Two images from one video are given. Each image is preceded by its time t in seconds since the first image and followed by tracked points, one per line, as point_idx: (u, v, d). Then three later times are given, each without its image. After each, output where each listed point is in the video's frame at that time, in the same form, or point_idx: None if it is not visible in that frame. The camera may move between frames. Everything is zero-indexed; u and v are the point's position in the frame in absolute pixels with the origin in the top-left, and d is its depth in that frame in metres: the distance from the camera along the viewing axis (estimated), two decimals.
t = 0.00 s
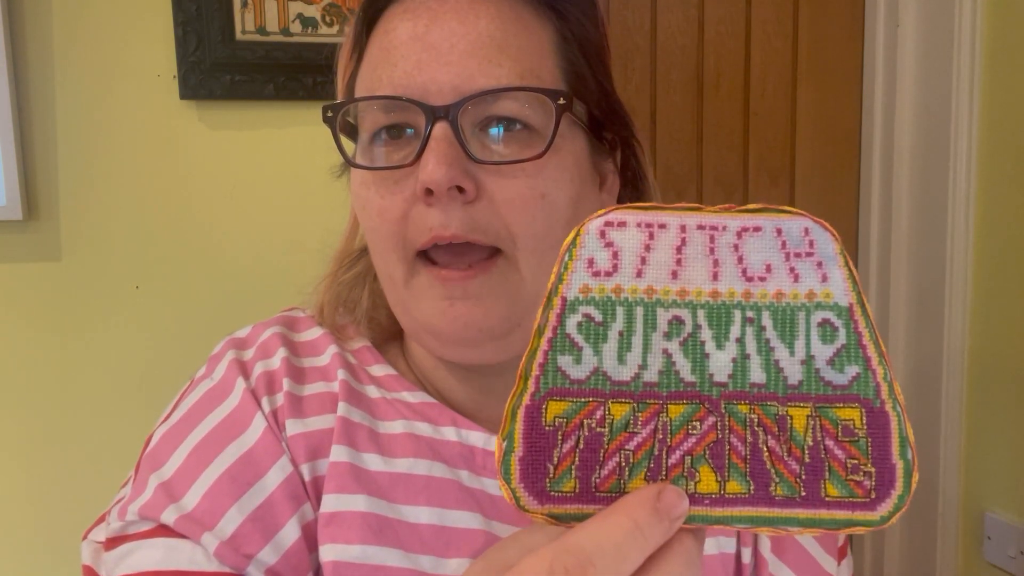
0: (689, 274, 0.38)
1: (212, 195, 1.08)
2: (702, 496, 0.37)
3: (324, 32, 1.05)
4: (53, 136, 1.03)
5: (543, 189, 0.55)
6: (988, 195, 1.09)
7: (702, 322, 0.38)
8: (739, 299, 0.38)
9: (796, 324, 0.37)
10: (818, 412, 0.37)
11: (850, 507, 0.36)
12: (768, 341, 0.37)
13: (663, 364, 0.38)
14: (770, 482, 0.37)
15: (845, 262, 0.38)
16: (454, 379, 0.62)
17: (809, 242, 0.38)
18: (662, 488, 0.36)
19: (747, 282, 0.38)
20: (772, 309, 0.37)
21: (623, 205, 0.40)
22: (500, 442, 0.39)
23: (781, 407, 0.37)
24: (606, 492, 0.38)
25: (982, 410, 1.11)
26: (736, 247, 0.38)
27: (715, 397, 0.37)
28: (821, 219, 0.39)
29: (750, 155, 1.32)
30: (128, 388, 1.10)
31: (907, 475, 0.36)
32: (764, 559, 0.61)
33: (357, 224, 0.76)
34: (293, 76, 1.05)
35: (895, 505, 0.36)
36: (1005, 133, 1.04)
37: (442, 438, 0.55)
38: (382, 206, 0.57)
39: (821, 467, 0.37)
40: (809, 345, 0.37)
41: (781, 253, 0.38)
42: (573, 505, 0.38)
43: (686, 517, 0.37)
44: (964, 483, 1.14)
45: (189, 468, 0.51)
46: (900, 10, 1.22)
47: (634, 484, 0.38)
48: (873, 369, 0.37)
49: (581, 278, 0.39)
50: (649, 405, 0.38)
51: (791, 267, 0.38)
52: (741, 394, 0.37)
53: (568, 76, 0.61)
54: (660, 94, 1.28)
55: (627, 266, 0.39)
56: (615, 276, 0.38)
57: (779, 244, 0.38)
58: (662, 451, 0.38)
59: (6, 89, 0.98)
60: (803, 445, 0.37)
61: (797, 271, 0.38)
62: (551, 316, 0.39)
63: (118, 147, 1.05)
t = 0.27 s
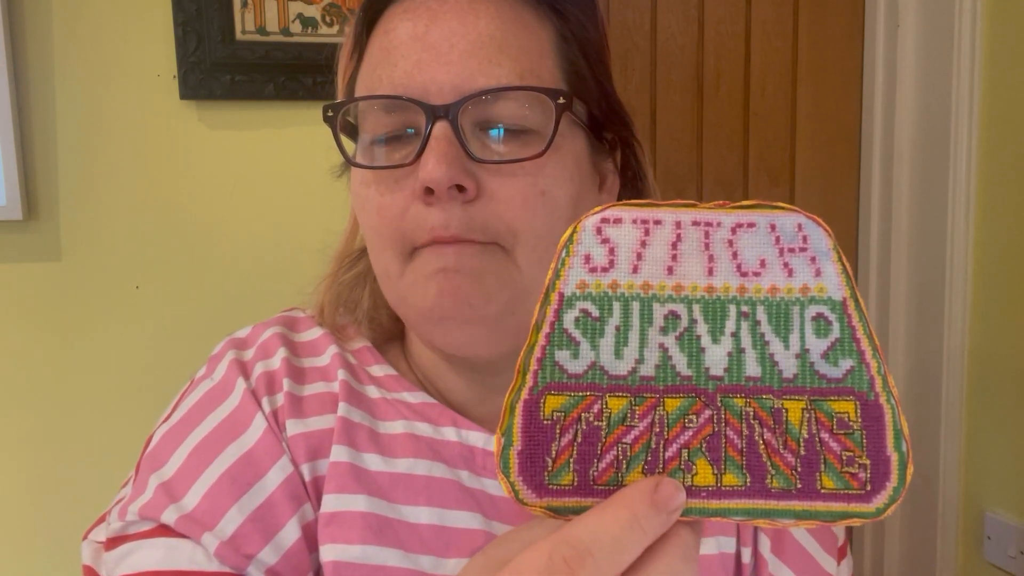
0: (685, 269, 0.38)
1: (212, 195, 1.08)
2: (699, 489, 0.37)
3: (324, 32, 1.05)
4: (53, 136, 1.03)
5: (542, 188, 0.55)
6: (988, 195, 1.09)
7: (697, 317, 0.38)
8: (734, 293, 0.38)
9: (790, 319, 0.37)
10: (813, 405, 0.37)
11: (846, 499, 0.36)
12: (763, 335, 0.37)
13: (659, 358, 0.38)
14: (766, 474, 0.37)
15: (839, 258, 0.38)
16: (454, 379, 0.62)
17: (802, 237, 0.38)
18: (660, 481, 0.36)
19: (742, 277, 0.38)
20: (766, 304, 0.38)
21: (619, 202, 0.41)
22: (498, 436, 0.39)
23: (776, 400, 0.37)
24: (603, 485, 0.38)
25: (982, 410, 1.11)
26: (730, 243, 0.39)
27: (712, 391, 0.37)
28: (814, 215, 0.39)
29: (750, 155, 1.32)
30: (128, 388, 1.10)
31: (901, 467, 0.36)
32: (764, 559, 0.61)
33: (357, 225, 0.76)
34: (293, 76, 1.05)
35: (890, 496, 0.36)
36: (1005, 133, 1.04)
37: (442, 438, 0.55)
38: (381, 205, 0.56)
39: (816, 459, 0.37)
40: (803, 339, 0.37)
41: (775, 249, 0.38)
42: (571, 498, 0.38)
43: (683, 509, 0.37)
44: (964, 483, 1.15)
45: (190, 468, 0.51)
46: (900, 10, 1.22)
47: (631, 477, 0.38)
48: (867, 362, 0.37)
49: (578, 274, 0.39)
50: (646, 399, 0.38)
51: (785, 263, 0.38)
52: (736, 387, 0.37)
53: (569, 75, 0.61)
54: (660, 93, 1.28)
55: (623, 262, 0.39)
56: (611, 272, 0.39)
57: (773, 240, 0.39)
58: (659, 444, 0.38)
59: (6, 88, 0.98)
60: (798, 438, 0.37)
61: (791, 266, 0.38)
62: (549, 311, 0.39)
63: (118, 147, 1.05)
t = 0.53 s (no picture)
0: (680, 266, 0.38)
1: (212, 195, 1.08)
2: (695, 483, 0.37)
3: (324, 32, 1.05)
4: (53, 136, 1.03)
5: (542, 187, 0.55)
6: (988, 195, 1.09)
7: (692, 313, 0.38)
8: (729, 290, 0.38)
9: (785, 315, 0.37)
10: (807, 400, 0.37)
11: (841, 492, 0.36)
12: (757, 331, 0.37)
13: (655, 354, 0.38)
14: (762, 468, 0.37)
15: (831, 255, 0.38)
16: (454, 380, 0.62)
17: (795, 234, 0.39)
18: (656, 476, 0.36)
19: (737, 274, 0.38)
20: (761, 300, 0.38)
21: (615, 201, 0.41)
22: (497, 432, 0.39)
23: (771, 395, 0.37)
24: (601, 480, 0.38)
25: (982, 410, 1.11)
26: (724, 241, 0.39)
27: (707, 386, 0.38)
28: (807, 213, 0.39)
29: (750, 155, 1.32)
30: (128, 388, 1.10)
31: (895, 461, 0.36)
32: (763, 559, 0.61)
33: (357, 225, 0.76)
34: (293, 76, 1.05)
35: (885, 489, 0.36)
36: (1006, 134, 1.04)
37: (442, 439, 0.55)
38: (380, 205, 0.56)
39: (811, 453, 0.37)
40: (797, 335, 0.37)
41: (768, 246, 0.38)
42: (569, 493, 0.38)
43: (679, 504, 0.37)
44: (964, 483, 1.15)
45: (190, 469, 0.51)
46: (900, 9, 1.22)
47: (628, 472, 0.38)
48: (860, 357, 0.37)
49: (574, 272, 0.39)
50: (643, 395, 0.38)
51: (778, 260, 0.38)
52: (731, 383, 0.37)
53: (568, 75, 0.61)
54: (660, 93, 1.28)
55: (619, 259, 0.39)
56: (607, 270, 0.39)
57: (767, 237, 0.39)
58: (655, 439, 0.38)
59: (6, 88, 0.98)
60: (793, 432, 0.37)
61: (785, 263, 0.38)
62: (546, 309, 0.39)
63: (117, 147, 1.05)
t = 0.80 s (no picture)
0: (677, 263, 0.38)
1: (212, 195, 1.08)
2: (693, 476, 0.37)
3: (324, 32, 1.05)
4: (53, 137, 1.03)
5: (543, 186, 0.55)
6: (988, 196, 1.09)
7: (689, 308, 0.38)
8: (724, 286, 0.38)
9: (780, 310, 0.38)
10: (803, 394, 0.37)
11: (836, 485, 0.36)
12: (753, 326, 0.38)
13: (652, 349, 0.38)
14: (758, 462, 0.37)
15: (825, 251, 0.38)
16: (455, 380, 0.62)
17: (790, 231, 0.39)
18: (654, 469, 0.36)
19: (733, 270, 0.38)
20: (756, 296, 0.38)
21: (612, 197, 0.40)
22: (496, 427, 0.38)
23: (767, 389, 0.37)
24: (599, 473, 0.38)
25: (982, 410, 1.11)
26: (721, 237, 0.39)
27: (704, 380, 0.38)
28: (801, 209, 0.39)
29: (750, 155, 1.32)
30: (128, 388, 1.10)
31: (890, 454, 0.36)
32: (763, 559, 0.61)
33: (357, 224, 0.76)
34: (293, 76, 1.06)
35: (880, 482, 0.36)
36: (1006, 135, 1.04)
37: (442, 439, 0.56)
38: (381, 205, 0.57)
39: (807, 447, 0.37)
40: (792, 330, 0.37)
41: (763, 242, 0.39)
42: (568, 486, 0.38)
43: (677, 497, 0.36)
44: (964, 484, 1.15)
45: (190, 469, 0.51)
46: (900, 10, 1.22)
47: (627, 466, 0.38)
48: (855, 351, 0.37)
49: (572, 268, 0.39)
50: (641, 389, 0.38)
51: (773, 256, 0.38)
52: (727, 377, 0.37)
53: (568, 76, 0.61)
54: (660, 93, 1.28)
55: (617, 256, 0.39)
56: (605, 266, 0.39)
57: (762, 234, 0.39)
58: (653, 433, 0.38)
59: (6, 89, 0.98)
60: (789, 426, 0.37)
61: (780, 259, 0.38)
62: (544, 305, 0.39)
63: (117, 147, 1.05)
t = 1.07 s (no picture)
0: (700, 271, 0.41)
1: (212, 195, 1.08)
2: (713, 486, 0.36)
3: (323, 32, 1.05)
4: (53, 136, 1.03)
5: (528, 199, 0.55)
6: (987, 196, 1.09)
7: (713, 318, 0.39)
8: (749, 296, 0.39)
9: (803, 322, 0.39)
10: (824, 405, 0.36)
11: (858, 500, 0.35)
12: (776, 336, 0.38)
13: (674, 356, 0.38)
14: (778, 472, 0.35)
15: (850, 266, 0.41)
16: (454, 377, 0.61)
17: (813, 247, 0.42)
18: (673, 477, 0.35)
19: (757, 280, 0.40)
20: (779, 307, 0.39)
21: (639, 210, 0.46)
22: (514, 427, 0.38)
23: (789, 400, 0.36)
24: (618, 480, 0.37)
25: (981, 410, 1.12)
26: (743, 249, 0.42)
27: (726, 390, 0.37)
28: (827, 228, 0.44)
29: (750, 155, 1.32)
30: (127, 388, 1.10)
31: (912, 472, 0.35)
32: (764, 558, 0.61)
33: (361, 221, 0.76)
34: (293, 77, 1.06)
35: (903, 499, 0.35)
36: (1005, 135, 1.05)
37: (443, 437, 0.55)
38: (370, 214, 0.57)
39: (828, 459, 0.35)
40: (816, 343, 0.38)
41: (787, 256, 0.42)
42: (585, 493, 0.37)
43: (696, 505, 0.35)
44: (964, 484, 1.15)
45: (192, 464, 0.51)
46: (900, 10, 1.23)
47: (645, 474, 0.36)
48: (878, 366, 0.37)
49: (597, 273, 0.42)
50: (660, 396, 0.37)
51: (797, 268, 0.41)
52: (750, 386, 0.37)
53: (560, 83, 0.60)
54: (660, 93, 1.28)
55: (641, 262, 0.42)
56: (629, 272, 0.41)
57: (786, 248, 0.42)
58: (672, 440, 0.36)
59: (6, 88, 0.98)
60: (810, 437, 0.36)
61: (804, 272, 0.41)
62: (567, 309, 0.41)
63: (117, 146, 1.05)
